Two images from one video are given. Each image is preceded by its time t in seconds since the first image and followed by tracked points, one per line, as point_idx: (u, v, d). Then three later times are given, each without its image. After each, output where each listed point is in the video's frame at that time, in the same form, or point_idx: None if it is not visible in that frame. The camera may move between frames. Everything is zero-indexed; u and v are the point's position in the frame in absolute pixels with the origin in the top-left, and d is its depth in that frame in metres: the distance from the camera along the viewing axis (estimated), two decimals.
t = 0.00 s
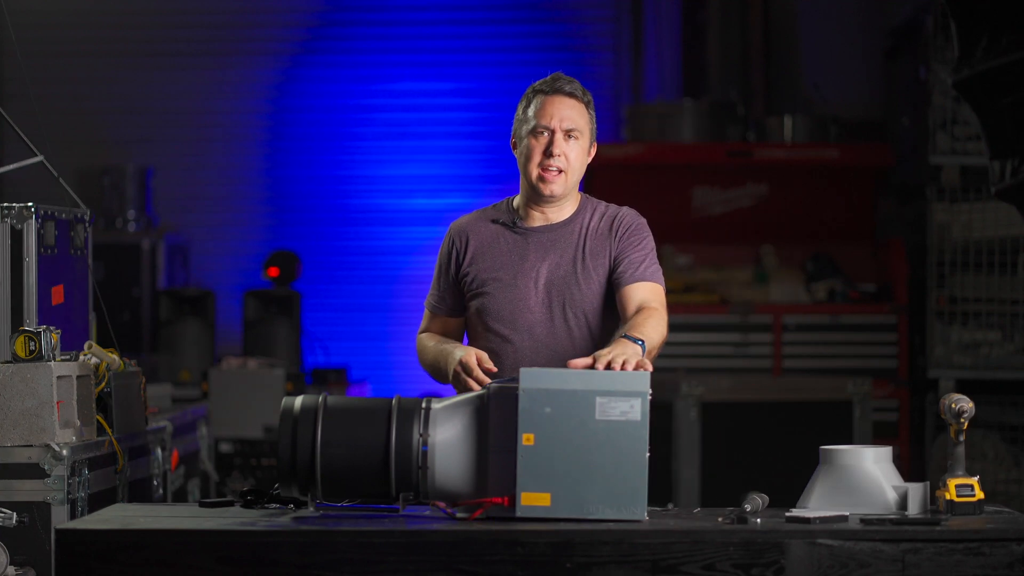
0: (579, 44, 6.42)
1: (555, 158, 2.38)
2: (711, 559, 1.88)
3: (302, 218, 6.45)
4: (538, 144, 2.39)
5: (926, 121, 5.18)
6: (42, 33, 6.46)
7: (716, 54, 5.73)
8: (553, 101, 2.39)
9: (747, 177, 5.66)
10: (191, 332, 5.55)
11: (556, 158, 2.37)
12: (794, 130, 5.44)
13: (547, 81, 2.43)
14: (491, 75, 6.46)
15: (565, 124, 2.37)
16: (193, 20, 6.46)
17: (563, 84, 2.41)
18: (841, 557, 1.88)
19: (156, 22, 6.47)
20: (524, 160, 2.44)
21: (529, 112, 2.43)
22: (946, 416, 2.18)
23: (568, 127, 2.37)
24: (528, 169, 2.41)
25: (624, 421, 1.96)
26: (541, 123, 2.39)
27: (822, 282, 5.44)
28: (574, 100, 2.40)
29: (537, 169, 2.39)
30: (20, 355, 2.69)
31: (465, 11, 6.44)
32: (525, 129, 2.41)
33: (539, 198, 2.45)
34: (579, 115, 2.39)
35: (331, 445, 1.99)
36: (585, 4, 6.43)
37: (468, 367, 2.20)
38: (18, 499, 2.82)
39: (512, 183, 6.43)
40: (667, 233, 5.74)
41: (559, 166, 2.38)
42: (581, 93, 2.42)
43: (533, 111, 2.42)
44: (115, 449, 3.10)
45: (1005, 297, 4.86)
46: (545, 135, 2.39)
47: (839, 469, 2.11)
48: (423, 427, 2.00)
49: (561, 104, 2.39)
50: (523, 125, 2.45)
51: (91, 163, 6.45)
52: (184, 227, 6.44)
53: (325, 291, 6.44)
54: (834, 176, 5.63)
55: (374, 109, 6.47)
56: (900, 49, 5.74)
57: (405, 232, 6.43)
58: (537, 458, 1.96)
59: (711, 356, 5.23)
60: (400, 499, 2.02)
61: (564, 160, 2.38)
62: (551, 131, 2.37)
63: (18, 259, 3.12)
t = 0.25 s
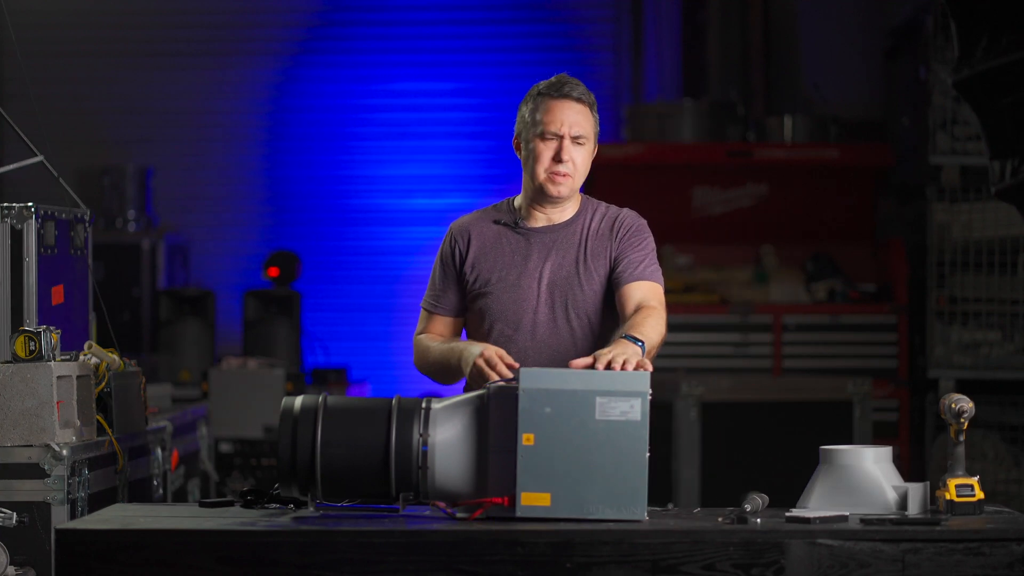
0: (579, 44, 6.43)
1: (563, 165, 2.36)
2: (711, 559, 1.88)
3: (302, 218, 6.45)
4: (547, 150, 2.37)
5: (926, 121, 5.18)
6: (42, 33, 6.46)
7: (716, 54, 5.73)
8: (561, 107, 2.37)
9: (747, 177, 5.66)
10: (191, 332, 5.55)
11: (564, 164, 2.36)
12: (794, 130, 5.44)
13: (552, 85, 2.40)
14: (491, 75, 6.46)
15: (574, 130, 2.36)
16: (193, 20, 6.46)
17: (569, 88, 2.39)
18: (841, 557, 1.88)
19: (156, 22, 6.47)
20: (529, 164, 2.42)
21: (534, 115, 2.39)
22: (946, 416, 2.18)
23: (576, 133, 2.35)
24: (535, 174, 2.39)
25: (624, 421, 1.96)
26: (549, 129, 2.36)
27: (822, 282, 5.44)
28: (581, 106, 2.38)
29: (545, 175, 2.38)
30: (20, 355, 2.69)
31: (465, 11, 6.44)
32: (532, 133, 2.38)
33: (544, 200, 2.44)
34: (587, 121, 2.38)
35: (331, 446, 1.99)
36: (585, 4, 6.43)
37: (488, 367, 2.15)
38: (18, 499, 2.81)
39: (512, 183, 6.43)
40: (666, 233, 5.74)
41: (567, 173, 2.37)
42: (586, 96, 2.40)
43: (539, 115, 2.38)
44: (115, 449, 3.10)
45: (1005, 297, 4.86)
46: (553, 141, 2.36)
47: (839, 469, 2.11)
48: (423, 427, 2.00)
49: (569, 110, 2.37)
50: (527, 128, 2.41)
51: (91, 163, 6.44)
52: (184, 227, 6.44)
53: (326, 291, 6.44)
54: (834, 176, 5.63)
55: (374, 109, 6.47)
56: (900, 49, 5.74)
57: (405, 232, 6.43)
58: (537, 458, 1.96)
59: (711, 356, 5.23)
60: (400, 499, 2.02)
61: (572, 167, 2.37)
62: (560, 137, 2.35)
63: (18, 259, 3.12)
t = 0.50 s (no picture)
0: (579, 44, 6.43)
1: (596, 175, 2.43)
2: (711, 559, 1.88)
3: (302, 218, 6.45)
4: (584, 160, 2.40)
5: (926, 121, 5.18)
6: (42, 33, 6.46)
7: (716, 54, 5.72)
8: (596, 116, 2.41)
9: (747, 177, 5.66)
10: (191, 332, 5.55)
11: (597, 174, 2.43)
12: (794, 130, 5.44)
13: (584, 91, 2.43)
14: (491, 75, 6.46)
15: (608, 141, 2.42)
16: (193, 20, 6.46)
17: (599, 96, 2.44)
18: (841, 557, 1.88)
19: (156, 22, 6.47)
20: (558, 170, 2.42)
21: (570, 122, 2.40)
22: (946, 416, 2.18)
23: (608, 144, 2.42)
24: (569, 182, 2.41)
25: (624, 421, 1.96)
26: (589, 139, 2.39)
27: (822, 282, 5.44)
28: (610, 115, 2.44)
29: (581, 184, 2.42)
30: (20, 355, 2.69)
31: (465, 11, 6.44)
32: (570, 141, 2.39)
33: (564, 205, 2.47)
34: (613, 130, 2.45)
35: (331, 445, 1.99)
36: (585, 4, 6.43)
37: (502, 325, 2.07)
38: (18, 499, 2.82)
39: (512, 183, 6.42)
40: (666, 233, 5.74)
41: (599, 183, 2.43)
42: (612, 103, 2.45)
43: (576, 123, 2.40)
44: (115, 449, 3.10)
45: (1005, 297, 4.86)
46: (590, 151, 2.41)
47: (839, 469, 2.11)
48: (423, 427, 2.00)
49: (602, 119, 2.42)
50: (559, 134, 2.41)
51: (91, 163, 6.44)
52: (184, 227, 6.44)
53: (326, 291, 6.44)
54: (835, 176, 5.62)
55: (374, 109, 6.47)
56: (900, 49, 5.74)
57: (405, 232, 6.43)
58: (537, 458, 1.96)
59: (711, 356, 5.23)
60: (400, 499, 2.02)
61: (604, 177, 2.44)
62: (597, 147, 2.41)
63: (18, 259, 3.12)
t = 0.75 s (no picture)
0: (579, 44, 6.43)
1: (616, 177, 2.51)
2: (711, 559, 1.88)
3: (302, 218, 6.44)
4: (608, 161, 2.48)
5: (926, 121, 5.18)
6: (42, 33, 6.46)
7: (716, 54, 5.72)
8: (618, 119, 2.50)
9: (748, 177, 5.66)
10: (191, 332, 5.55)
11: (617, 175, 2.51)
12: (794, 130, 5.44)
13: (606, 95, 2.50)
14: (491, 75, 6.46)
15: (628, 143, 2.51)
16: (193, 20, 6.47)
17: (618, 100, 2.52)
18: (841, 557, 1.88)
19: (156, 22, 6.47)
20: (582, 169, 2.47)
21: (596, 124, 2.46)
22: (946, 416, 2.18)
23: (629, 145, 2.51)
24: (594, 182, 2.47)
25: (624, 421, 1.96)
26: (614, 141, 2.47)
27: (822, 282, 5.44)
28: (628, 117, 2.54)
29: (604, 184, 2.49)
30: (20, 356, 2.69)
31: (464, 11, 6.44)
32: (598, 142, 2.45)
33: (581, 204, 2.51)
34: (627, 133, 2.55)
35: (331, 445, 1.99)
36: (585, 4, 6.43)
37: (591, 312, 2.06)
38: (18, 499, 2.82)
39: (512, 182, 6.42)
40: (666, 233, 5.74)
41: (617, 184, 2.52)
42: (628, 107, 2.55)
43: (602, 125, 2.47)
44: (115, 449, 3.10)
45: (1005, 297, 4.86)
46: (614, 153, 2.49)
47: (839, 470, 2.11)
48: (423, 427, 2.00)
49: (623, 122, 2.51)
50: (585, 135, 2.46)
51: (91, 163, 6.44)
52: (184, 227, 6.44)
53: (327, 291, 6.44)
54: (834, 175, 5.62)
55: (374, 110, 6.47)
56: (900, 49, 5.74)
57: (406, 232, 6.43)
58: (537, 458, 1.96)
59: (711, 356, 5.23)
60: (400, 499, 2.02)
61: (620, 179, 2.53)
62: (620, 149, 2.49)
63: (18, 258, 3.12)
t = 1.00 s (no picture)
0: (579, 44, 6.43)
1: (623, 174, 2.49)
2: (711, 559, 1.88)
3: (302, 218, 6.45)
4: (611, 156, 2.47)
5: (926, 121, 5.19)
6: (42, 34, 6.46)
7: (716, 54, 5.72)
8: (620, 114, 2.49)
9: (748, 177, 5.66)
10: (191, 332, 5.55)
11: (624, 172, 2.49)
12: (794, 130, 5.44)
13: (607, 91, 2.50)
14: (491, 75, 6.46)
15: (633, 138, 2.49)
16: (193, 20, 6.47)
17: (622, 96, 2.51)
18: (841, 557, 1.88)
19: (156, 22, 6.47)
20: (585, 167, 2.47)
21: (595, 120, 2.47)
22: (946, 416, 2.18)
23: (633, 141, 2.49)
24: (598, 178, 2.46)
25: (625, 421, 1.96)
26: (614, 135, 2.46)
27: (822, 282, 5.45)
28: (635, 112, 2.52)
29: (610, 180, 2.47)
30: (20, 356, 2.69)
31: (464, 11, 6.44)
32: (597, 137, 2.46)
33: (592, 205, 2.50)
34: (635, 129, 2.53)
35: (331, 445, 1.99)
36: (585, 4, 6.43)
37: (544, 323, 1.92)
38: (18, 499, 2.81)
39: (512, 183, 6.43)
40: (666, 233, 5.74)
41: (625, 180, 2.50)
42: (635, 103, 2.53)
43: (602, 121, 2.47)
44: (115, 449, 3.10)
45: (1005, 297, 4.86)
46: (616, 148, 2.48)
47: (839, 470, 2.11)
48: (423, 427, 2.00)
49: (626, 116, 2.49)
50: (585, 132, 2.48)
51: (91, 163, 6.44)
52: (184, 227, 6.44)
53: (327, 291, 6.44)
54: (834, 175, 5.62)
55: (374, 109, 6.47)
56: (900, 49, 5.75)
57: (406, 232, 6.43)
58: (537, 458, 1.96)
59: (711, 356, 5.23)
60: (400, 499, 2.02)
61: (628, 174, 2.50)
62: (623, 144, 2.48)
63: (18, 258, 3.12)
